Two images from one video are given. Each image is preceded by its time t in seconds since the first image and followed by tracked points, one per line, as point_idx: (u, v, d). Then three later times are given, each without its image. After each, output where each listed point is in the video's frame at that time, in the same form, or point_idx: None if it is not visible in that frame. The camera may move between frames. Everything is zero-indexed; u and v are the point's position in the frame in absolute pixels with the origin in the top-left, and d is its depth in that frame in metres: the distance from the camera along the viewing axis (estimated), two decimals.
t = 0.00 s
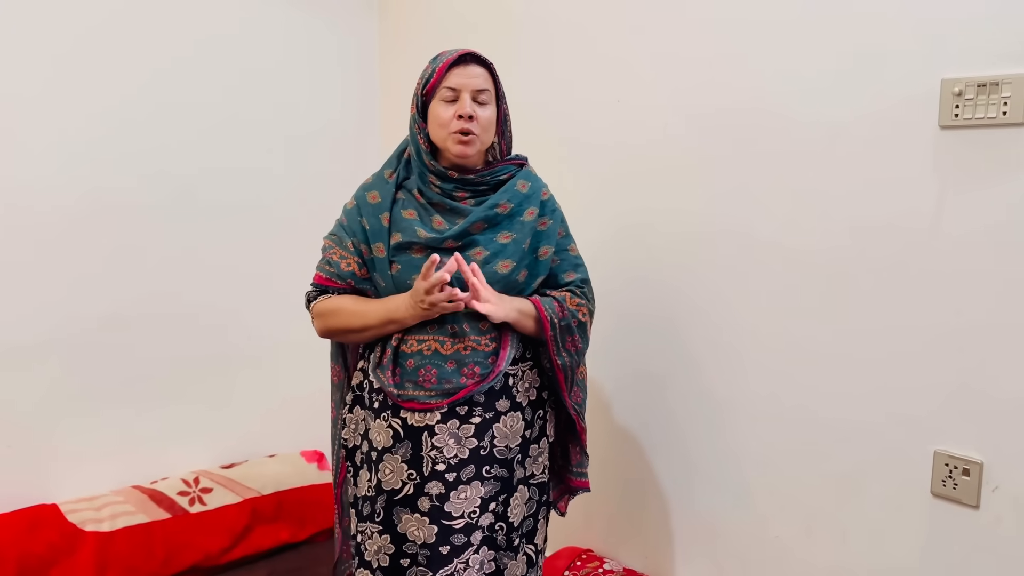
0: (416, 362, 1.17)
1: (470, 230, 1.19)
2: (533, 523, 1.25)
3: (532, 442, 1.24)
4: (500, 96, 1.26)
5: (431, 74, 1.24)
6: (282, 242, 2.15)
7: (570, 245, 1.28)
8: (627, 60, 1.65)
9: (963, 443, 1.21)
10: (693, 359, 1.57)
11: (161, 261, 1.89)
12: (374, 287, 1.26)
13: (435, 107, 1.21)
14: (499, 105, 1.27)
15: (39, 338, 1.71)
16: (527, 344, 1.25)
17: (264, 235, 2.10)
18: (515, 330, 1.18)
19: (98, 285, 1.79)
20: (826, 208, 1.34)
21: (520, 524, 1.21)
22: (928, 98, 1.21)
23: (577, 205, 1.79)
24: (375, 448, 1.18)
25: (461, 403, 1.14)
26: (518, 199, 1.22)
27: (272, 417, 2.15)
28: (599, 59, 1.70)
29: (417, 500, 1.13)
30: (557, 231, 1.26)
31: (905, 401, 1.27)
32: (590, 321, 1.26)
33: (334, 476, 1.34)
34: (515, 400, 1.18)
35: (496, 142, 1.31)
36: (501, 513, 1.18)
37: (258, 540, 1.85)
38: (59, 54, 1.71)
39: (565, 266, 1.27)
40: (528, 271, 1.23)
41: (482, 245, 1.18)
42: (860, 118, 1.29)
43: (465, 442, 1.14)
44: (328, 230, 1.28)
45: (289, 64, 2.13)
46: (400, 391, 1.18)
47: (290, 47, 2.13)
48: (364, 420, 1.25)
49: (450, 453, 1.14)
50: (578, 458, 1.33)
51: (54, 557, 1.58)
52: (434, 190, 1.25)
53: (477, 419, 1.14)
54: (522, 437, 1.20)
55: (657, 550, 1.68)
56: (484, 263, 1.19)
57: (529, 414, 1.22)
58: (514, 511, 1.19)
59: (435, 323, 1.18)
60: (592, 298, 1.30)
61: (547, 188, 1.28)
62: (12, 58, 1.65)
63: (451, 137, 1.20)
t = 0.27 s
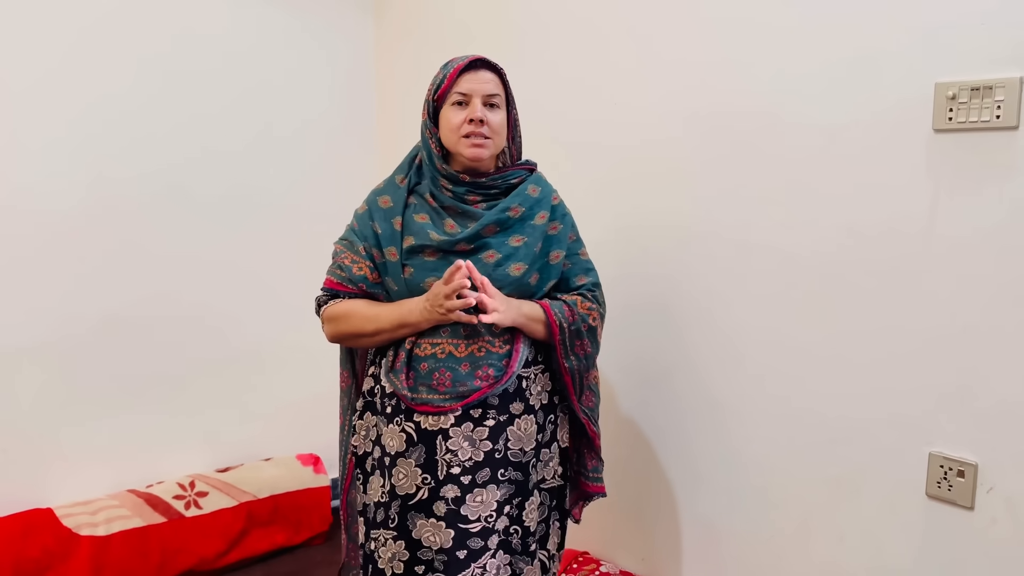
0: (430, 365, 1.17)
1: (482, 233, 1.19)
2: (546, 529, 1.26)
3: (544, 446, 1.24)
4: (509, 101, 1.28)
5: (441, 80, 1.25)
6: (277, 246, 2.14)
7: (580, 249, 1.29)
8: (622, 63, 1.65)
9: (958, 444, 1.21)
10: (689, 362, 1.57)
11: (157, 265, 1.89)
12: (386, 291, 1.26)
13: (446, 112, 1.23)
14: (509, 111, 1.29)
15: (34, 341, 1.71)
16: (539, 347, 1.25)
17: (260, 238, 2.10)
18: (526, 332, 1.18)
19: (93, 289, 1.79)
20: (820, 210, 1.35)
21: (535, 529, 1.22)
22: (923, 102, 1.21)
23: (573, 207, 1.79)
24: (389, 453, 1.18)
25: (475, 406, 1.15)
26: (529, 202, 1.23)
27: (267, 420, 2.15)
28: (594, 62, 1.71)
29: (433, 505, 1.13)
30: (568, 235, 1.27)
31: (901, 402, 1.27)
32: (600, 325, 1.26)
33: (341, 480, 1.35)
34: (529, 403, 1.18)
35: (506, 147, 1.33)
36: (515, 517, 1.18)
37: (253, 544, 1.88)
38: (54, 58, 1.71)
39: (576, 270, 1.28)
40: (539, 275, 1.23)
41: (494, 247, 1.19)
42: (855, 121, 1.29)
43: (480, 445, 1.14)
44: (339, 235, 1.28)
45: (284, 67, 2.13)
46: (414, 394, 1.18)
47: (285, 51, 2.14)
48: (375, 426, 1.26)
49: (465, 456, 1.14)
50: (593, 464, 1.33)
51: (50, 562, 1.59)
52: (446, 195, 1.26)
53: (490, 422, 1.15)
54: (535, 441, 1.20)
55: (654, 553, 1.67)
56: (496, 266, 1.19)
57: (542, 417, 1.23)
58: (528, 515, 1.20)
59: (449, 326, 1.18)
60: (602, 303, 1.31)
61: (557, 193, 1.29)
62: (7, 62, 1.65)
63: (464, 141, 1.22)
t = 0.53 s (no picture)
0: (437, 370, 1.17)
1: (491, 238, 1.19)
2: (558, 535, 1.25)
3: (553, 452, 1.22)
4: (519, 105, 1.28)
5: (451, 83, 1.25)
6: (272, 247, 2.14)
7: (590, 254, 1.28)
8: (619, 63, 1.65)
9: (954, 446, 1.21)
10: (686, 363, 1.57)
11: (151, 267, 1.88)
12: (394, 295, 1.27)
13: (457, 116, 1.23)
14: (519, 115, 1.29)
15: (28, 343, 1.70)
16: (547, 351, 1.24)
17: (256, 238, 2.09)
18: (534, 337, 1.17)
19: (86, 291, 1.78)
20: (817, 211, 1.35)
21: (547, 535, 1.21)
22: (919, 103, 1.21)
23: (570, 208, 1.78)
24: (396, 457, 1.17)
25: (482, 411, 1.14)
26: (539, 207, 1.22)
27: (264, 422, 2.14)
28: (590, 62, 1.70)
29: (442, 509, 1.13)
30: (578, 239, 1.27)
31: (898, 404, 1.27)
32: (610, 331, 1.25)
33: (349, 482, 1.35)
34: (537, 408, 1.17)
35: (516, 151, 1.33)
36: (527, 523, 1.17)
37: (248, 547, 1.87)
38: (46, 59, 1.70)
39: (586, 274, 1.27)
40: (548, 280, 1.23)
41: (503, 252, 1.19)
42: (851, 122, 1.29)
43: (487, 449, 1.14)
44: (349, 238, 1.29)
45: (278, 68, 2.13)
46: (421, 399, 1.18)
47: (279, 51, 2.13)
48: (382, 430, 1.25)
49: (473, 461, 1.13)
50: (603, 468, 1.31)
51: (44, 566, 1.58)
52: (455, 198, 1.26)
53: (498, 427, 1.14)
54: (545, 446, 1.19)
55: (650, 556, 1.67)
56: (505, 271, 1.19)
57: (551, 422, 1.22)
58: (540, 521, 1.18)
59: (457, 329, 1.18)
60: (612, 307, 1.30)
61: (567, 198, 1.28)
62: None
63: (472, 145, 1.21)
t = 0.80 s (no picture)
0: (441, 377, 1.17)
1: (495, 243, 1.18)
2: (569, 542, 1.24)
3: (564, 458, 1.22)
4: (524, 106, 1.27)
5: (455, 86, 1.25)
6: (269, 248, 2.13)
7: (597, 258, 1.27)
8: (617, 64, 1.65)
9: (954, 447, 1.21)
10: (685, 366, 1.57)
11: (147, 268, 1.87)
12: (399, 300, 1.26)
13: (460, 119, 1.23)
14: (523, 116, 1.28)
15: (22, 345, 1.69)
16: (554, 357, 1.23)
17: (253, 239, 2.08)
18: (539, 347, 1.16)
19: (81, 292, 1.77)
20: (816, 212, 1.35)
21: (557, 542, 1.20)
22: (918, 105, 1.21)
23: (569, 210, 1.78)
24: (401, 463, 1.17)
25: (487, 417, 1.14)
26: (544, 211, 1.22)
27: (260, 424, 2.13)
28: (588, 62, 1.70)
29: (447, 515, 1.12)
30: (584, 243, 1.25)
31: (897, 406, 1.27)
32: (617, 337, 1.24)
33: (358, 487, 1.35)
34: (543, 414, 1.16)
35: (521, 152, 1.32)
36: (536, 530, 1.16)
37: (245, 550, 1.86)
38: (40, 59, 1.69)
39: (593, 278, 1.26)
40: (554, 285, 1.22)
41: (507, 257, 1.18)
42: (849, 124, 1.29)
43: (493, 456, 1.13)
44: (354, 244, 1.29)
45: (275, 69, 2.12)
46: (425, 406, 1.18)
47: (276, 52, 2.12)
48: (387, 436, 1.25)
49: (478, 467, 1.13)
50: (615, 473, 1.30)
51: (38, 569, 1.57)
52: (460, 202, 1.25)
53: (503, 433, 1.13)
54: (553, 452, 1.18)
55: (652, 560, 1.66)
56: (509, 276, 1.18)
57: (558, 428, 1.21)
58: (549, 528, 1.17)
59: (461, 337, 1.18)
60: (619, 312, 1.28)
61: (574, 200, 1.27)
62: None
63: (476, 146, 1.21)
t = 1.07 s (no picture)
0: (437, 378, 1.16)
1: (493, 244, 1.18)
2: (564, 546, 1.23)
3: (560, 461, 1.21)
4: (525, 107, 1.27)
5: (456, 86, 1.25)
6: (265, 249, 2.12)
7: (597, 259, 1.26)
8: (615, 64, 1.64)
9: (951, 449, 1.21)
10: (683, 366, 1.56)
11: (142, 269, 1.86)
12: (397, 301, 1.26)
13: (460, 119, 1.22)
14: (524, 117, 1.28)
15: (16, 346, 1.68)
16: (552, 359, 1.23)
17: (249, 240, 2.08)
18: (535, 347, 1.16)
19: (76, 293, 1.76)
20: (814, 212, 1.35)
21: (551, 545, 1.19)
22: (915, 105, 1.21)
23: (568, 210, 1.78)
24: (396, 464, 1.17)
25: (482, 419, 1.13)
26: (543, 212, 1.21)
27: (257, 424, 2.12)
28: (586, 62, 1.70)
29: (440, 517, 1.12)
30: (584, 245, 1.25)
31: (895, 408, 1.27)
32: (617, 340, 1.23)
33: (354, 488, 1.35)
34: (539, 416, 1.16)
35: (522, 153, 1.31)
36: (528, 531, 1.16)
37: (240, 552, 1.86)
38: (35, 58, 1.68)
39: (593, 281, 1.25)
40: (552, 287, 1.21)
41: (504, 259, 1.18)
42: (848, 124, 1.29)
43: (487, 457, 1.12)
44: (353, 244, 1.29)
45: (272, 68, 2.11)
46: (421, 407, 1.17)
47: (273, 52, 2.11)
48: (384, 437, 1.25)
49: (472, 469, 1.12)
50: (613, 479, 1.31)
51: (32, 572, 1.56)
52: (459, 203, 1.25)
53: (498, 435, 1.13)
54: (548, 454, 1.18)
55: (649, 561, 1.67)
56: (507, 278, 1.18)
57: (555, 431, 1.20)
58: (542, 530, 1.17)
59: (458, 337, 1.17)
60: (620, 314, 1.28)
61: (574, 202, 1.27)
62: None
63: (475, 147, 1.20)
